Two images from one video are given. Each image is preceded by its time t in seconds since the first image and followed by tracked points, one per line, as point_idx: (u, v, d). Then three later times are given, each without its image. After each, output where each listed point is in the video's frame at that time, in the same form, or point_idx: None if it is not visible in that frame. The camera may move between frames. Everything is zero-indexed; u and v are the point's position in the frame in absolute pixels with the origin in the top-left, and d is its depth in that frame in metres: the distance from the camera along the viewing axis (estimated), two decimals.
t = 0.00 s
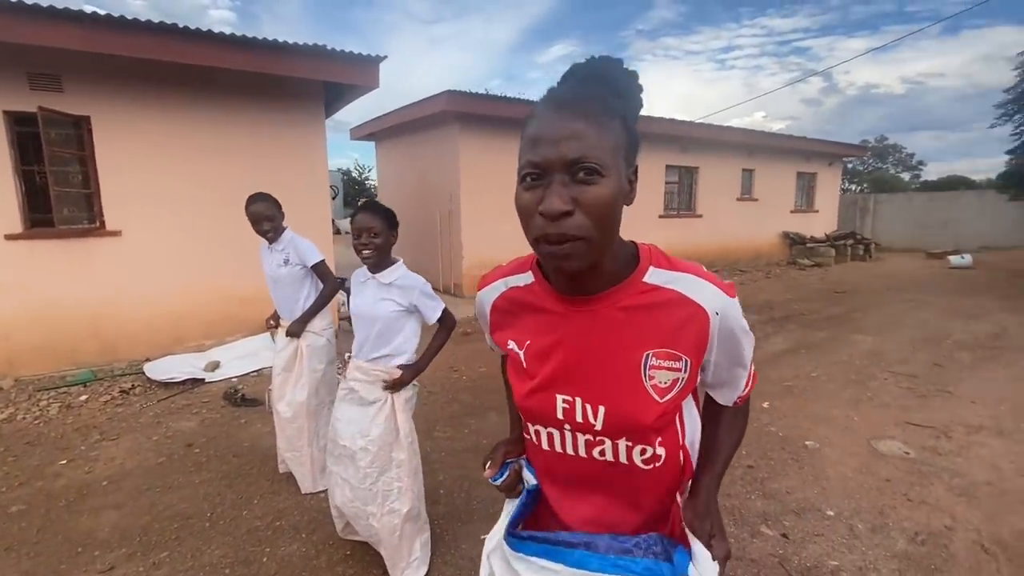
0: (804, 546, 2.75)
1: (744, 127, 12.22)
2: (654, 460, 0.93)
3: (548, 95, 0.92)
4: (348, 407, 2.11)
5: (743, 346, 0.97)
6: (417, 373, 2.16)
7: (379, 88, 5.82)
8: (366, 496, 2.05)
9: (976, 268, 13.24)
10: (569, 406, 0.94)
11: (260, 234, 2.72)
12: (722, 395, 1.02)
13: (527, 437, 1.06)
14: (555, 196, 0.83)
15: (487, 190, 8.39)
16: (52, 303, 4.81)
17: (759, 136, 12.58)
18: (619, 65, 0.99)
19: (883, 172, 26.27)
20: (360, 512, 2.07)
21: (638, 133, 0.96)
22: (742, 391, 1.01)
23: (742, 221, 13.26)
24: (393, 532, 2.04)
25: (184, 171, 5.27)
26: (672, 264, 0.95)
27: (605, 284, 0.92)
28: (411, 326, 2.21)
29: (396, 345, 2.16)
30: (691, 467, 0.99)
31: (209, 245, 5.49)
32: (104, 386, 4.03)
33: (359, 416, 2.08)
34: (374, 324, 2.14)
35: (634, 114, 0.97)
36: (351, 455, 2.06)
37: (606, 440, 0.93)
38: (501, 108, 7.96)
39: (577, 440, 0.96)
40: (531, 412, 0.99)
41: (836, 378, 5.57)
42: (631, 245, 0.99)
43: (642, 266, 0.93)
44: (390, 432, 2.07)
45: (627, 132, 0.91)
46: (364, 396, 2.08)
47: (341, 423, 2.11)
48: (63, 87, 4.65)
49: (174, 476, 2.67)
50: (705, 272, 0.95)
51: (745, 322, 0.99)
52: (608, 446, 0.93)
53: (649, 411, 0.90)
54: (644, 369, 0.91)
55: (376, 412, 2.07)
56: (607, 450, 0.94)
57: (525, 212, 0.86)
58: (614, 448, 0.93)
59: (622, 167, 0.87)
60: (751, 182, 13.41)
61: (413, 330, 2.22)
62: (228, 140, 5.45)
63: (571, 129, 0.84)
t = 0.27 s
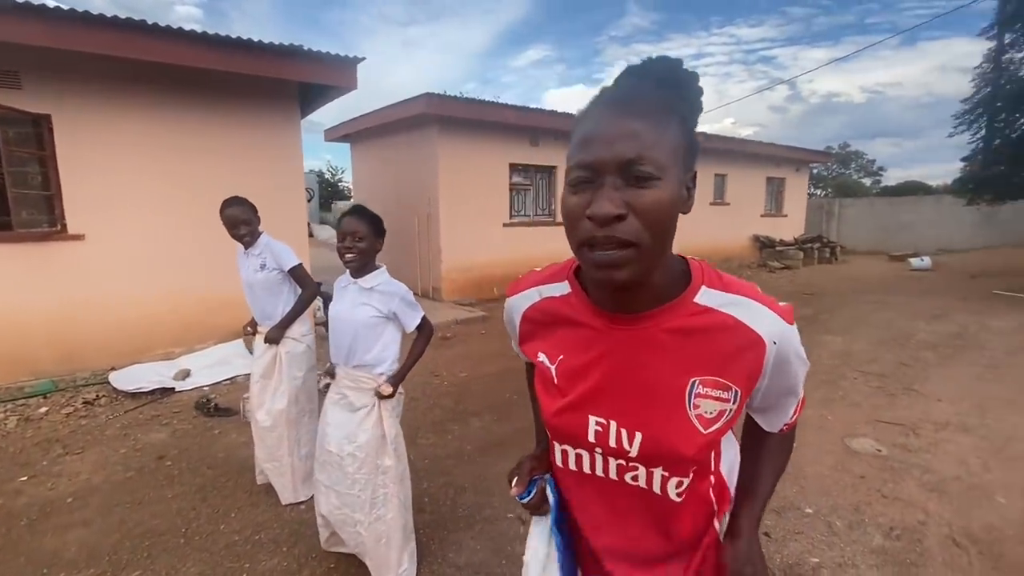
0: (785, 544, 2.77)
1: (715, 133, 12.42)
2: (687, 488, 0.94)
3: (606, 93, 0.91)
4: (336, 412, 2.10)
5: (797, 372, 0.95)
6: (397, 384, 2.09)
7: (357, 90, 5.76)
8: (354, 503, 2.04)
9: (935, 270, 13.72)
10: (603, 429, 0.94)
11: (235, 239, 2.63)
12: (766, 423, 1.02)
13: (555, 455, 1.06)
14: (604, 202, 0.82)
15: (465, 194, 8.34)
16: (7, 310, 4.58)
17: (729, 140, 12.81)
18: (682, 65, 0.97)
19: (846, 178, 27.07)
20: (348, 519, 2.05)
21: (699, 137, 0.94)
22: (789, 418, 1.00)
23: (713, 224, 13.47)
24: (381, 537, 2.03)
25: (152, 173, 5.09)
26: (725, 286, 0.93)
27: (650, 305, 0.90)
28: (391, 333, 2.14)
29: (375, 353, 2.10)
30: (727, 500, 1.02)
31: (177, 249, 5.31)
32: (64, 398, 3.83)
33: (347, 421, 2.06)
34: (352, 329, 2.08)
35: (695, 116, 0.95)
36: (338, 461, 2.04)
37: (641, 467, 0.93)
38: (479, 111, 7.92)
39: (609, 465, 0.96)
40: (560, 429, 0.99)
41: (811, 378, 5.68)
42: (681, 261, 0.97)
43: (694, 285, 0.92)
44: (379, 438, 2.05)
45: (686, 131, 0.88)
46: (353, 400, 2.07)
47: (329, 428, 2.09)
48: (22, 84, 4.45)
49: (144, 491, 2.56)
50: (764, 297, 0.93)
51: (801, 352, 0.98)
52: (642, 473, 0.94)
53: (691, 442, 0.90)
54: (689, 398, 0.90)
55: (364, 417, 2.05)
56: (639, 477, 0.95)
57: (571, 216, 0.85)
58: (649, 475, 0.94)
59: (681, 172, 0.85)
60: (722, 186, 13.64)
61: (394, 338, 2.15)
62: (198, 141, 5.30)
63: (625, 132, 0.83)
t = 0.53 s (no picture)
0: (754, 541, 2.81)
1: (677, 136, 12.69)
2: (724, 536, 0.86)
3: (655, 89, 0.86)
4: (300, 419, 2.05)
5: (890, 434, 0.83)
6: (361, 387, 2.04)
7: (319, 87, 5.62)
8: (322, 513, 2.01)
9: (883, 270, 14.31)
10: (635, 454, 0.88)
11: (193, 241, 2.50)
12: (860, 492, 0.90)
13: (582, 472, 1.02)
14: (629, 208, 0.78)
15: (431, 195, 8.23)
16: None
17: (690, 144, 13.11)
18: (766, 43, 0.88)
19: (800, 181, 28.06)
20: (316, 528, 2.02)
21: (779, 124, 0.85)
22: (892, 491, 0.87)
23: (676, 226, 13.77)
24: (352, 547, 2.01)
25: (98, 172, 4.84)
26: (804, 316, 0.84)
27: (710, 323, 0.84)
28: (353, 335, 2.08)
29: (340, 357, 2.04)
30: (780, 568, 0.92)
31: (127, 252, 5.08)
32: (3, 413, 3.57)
33: (312, 429, 2.02)
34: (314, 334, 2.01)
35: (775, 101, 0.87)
36: (305, 469, 2.01)
37: (675, 505, 0.87)
38: (445, 111, 7.85)
39: (638, 495, 0.90)
40: (591, 443, 0.95)
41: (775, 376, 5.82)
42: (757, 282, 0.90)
43: (765, 311, 0.85)
44: (348, 446, 2.02)
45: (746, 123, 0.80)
46: (317, 406, 2.02)
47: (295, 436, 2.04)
48: None
49: (92, 510, 2.42)
50: (856, 340, 0.83)
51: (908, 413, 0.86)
52: (675, 511, 0.87)
53: (734, 482, 0.83)
54: (740, 435, 0.83)
55: (331, 425, 2.01)
56: (670, 516, 0.88)
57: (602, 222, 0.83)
58: (683, 515, 0.87)
59: (736, 172, 0.77)
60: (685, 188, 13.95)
61: (357, 340, 2.09)
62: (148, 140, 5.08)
63: (658, 132, 0.78)
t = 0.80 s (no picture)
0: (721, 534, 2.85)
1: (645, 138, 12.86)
2: (704, 531, 0.84)
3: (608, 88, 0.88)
4: (263, 423, 1.99)
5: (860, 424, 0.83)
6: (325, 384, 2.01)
7: (283, 85, 5.50)
8: (286, 517, 1.98)
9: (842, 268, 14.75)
10: (613, 448, 0.86)
11: (160, 240, 2.40)
12: (831, 487, 0.89)
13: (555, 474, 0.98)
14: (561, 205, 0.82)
15: (400, 195, 8.13)
16: None
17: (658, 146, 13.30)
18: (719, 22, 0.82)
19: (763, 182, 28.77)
20: (280, 533, 1.99)
21: (726, 111, 0.76)
22: (861, 484, 0.87)
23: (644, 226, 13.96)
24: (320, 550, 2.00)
25: (46, 172, 4.67)
26: (776, 308, 0.84)
27: (682, 314, 0.83)
28: (314, 335, 2.04)
29: (306, 357, 2.02)
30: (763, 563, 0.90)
31: (78, 255, 4.88)
32: None
33: (274, 432, 1.97)
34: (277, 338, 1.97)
35: (727, 89, 0.78)
36: (270, 474, 1.97)
37: (655, 499, 0.84)
38: (416, 110, 7.78)
39: (620, 492, 0.87)
40: (566, 440, 0.91)
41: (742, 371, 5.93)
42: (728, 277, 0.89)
43: (738, 302, 0.84)
44: (312, 448, 2.00)
45: (681, 109, 0.76)
46: (277, 405, 1.98)
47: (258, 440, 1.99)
48: None
49: (41, 525, 2.30)
50: (824, 330, 0.82)
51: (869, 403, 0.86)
52: (656, 505, 0.85)
53: (713, 473, 0.81)
54: (718, 426, 0.81)
55: (295, 428, 1.97)
56: (651, 511, 0.85)
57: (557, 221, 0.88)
58: (664, 509, 0.85)
59: (659, 161, 0.76)
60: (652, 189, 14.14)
61: (317, 340, 2.05)
62: (100, 138, 4.90)
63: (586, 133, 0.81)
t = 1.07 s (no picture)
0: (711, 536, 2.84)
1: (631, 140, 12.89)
2: (606, 526, 0.85)
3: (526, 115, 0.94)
4: (242, 430, 1.93)
5: (758, 420, 0.78)
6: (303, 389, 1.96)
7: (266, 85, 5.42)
8: (267, 527, 1.93)
9: (826, 268, 14.93)
10: (526, 443, 0.90)
11: (144, 244, 2.33)
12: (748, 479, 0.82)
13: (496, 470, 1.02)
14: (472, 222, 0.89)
15: (386, 197, 8.06)
16: None
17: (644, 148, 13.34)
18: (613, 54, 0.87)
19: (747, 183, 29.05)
20: (261, 543, 1.94)
21: (605, 133, 0.80)
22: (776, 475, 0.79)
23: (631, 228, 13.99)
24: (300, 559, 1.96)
25: (21, 174, 4.54)
26: (673, 310, 0.82)
27: (586, 316, 0.86)
28: (292, 333, 2.00)
29: (283, 355, 1.97)
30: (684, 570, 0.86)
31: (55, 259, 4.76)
32: None
33: (253, 440, 1.92)
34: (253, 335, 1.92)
35: (608, 113, 0.82)
36: (249, 482, 1.92)
37: (558, 492, 0.87)
38: (402, 111, 7.71)
39: (534, 484, 0.90)
40: (496, 436, 0.96)
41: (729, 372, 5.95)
42: (636, 282, 0.88)
43: (634, 306, 0.83)
44: (293, 456, 1.95)
45: (565, 133, 0.81)
46: (256, 413, 1.92)
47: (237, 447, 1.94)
48: None
49: (13, 539, 2.22)
50: (715, 330, 0.79)
51: (778, 396, 0.80)
52: (560, 499, 0.87)
53: (601, 468, 0.82)
54: (609, 424, 0.82)
55: (274, 435, 1.92)
56: (558, 505, 0.88)
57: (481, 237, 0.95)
58: (566, 502, 0.87)
59: (542, 180, 0.80)
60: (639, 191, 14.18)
61: (295, 338, 2.01)
62: (79, 140, 4.79)
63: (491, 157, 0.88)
